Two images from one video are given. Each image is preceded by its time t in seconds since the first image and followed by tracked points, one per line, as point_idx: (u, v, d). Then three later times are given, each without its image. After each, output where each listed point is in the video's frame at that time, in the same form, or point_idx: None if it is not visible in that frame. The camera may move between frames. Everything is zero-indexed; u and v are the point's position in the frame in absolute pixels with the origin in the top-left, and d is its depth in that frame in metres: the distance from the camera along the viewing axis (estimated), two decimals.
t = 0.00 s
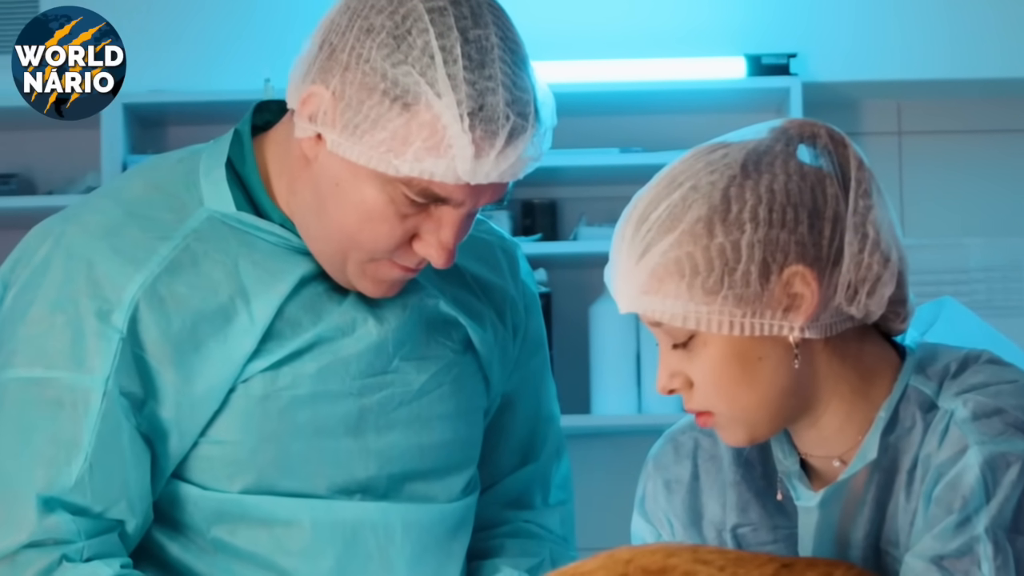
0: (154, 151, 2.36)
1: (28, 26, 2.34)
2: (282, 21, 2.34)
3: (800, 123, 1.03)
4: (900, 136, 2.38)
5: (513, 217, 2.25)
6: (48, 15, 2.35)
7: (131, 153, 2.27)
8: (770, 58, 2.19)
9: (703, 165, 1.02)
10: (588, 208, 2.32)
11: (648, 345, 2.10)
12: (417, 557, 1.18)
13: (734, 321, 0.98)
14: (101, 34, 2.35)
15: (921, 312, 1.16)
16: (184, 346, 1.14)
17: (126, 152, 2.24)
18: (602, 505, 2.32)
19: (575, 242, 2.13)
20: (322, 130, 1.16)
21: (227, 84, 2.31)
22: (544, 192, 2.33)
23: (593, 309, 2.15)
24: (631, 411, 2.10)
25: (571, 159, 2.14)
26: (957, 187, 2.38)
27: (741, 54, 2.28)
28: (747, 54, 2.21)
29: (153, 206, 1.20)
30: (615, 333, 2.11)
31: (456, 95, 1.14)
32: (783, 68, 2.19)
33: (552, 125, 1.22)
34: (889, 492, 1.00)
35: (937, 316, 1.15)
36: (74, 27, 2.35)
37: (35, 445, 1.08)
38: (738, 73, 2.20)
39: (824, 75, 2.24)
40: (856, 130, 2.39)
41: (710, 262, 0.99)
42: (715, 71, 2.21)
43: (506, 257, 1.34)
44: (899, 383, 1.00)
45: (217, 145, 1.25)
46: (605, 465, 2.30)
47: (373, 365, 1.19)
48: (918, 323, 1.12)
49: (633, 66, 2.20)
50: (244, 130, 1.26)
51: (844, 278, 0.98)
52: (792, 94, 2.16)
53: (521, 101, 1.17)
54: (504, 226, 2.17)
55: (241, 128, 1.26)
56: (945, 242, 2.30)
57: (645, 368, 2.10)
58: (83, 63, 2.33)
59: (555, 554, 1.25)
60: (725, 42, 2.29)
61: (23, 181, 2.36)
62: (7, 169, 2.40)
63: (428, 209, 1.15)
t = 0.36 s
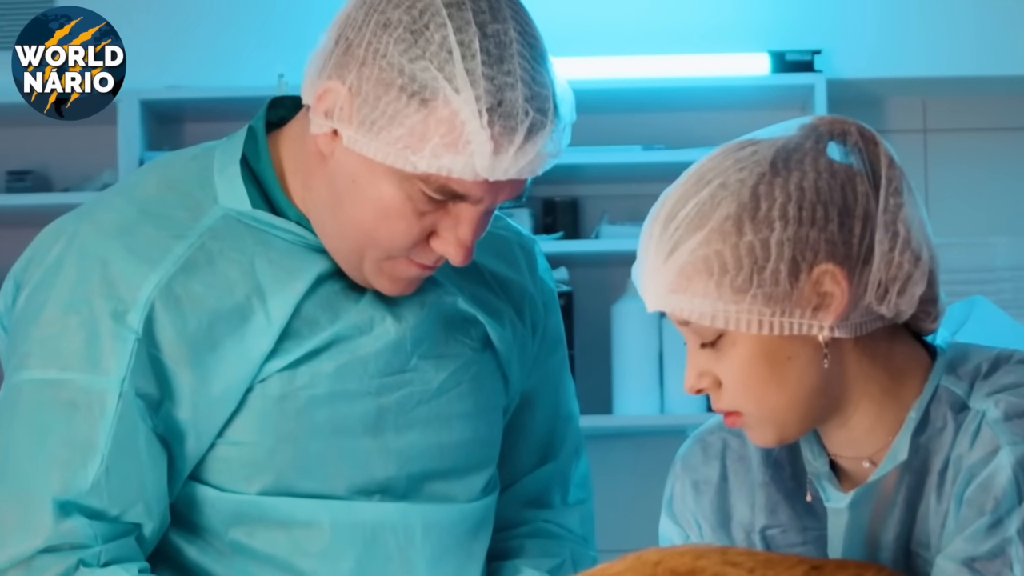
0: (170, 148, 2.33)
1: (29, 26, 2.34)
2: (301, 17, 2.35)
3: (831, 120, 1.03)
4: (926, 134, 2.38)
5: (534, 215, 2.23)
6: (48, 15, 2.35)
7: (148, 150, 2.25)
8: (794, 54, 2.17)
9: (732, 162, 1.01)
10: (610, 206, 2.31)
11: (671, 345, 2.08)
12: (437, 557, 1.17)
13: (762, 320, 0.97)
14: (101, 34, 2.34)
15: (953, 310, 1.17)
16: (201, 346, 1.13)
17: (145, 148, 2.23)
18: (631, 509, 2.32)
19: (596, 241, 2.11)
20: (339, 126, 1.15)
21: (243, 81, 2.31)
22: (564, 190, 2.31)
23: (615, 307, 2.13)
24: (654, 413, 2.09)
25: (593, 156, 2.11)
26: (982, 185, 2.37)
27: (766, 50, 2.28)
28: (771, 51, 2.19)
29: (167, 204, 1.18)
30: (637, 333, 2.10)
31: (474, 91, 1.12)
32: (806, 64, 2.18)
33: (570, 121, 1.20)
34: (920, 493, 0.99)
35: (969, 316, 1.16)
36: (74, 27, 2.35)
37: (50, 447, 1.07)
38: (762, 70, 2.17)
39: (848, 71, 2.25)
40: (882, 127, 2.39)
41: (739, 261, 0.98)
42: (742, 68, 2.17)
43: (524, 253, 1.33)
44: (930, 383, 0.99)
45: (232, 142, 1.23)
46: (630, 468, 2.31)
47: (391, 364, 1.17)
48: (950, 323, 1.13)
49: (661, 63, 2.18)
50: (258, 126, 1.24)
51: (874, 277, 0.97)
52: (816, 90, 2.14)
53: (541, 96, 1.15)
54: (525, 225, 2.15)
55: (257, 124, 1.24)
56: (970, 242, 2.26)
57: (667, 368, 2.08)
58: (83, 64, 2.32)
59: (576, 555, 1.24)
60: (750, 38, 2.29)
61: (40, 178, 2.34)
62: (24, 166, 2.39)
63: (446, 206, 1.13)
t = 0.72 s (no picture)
0: (186, 144, 2.42)
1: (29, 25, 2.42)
2: (312, 16, 2.36)
3: (863, 116, 1.04)
4: (952, 131, 2.46)
5: (556, 213, 2.31)
6: (48, 15, 2.43)
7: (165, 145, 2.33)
8: (819, 51, 2.25)
9: (762, 159, 1.03)
10: (632, 204, 2.40)
11: (695, 345, 2.17)
12: (458, 559, 1.15)
13: (792, 318, 0.99)
14: (101, 34, 2.37)
15: (985, 309, 1.18)
16: (217, 346, 1.11)
17: (161, 143, 2.29)
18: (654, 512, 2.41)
19: (620, 239, 2.16)
20: (357, 123, 1.13)
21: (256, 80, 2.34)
22: (587, 188, 2.40)
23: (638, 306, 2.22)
24: (676, 412, 2.17)
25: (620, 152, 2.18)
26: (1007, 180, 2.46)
27: (790, 47, 2.32)
28: (796, 47, 2.28)
29: (182, 201, 1.17)
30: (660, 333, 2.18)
31: (493, 88, 1.10)
32: (831, 60, 2.25)
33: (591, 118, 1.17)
34: (952, 495, 1.00)
35: (1001, 315, 1.16)
36: (75, 27, 2.41)
37: (63, 450, 1.06)
38: (787, 66, 2.27)
39: (874, 68, 2.29)
40: (908, 124, 2.47)
41: (768, 259, 1.00)
42: (765, 64, 2.28)
43: (545, 251, 1.31)
44: (962, 383, 1.00)
45: (249, 139, 1.21)
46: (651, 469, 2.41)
47: (411, 364, 1.15)
48: (980, 323, 1.14)
49: (690, 58, 2.28)
50: (276, 123, 1.23)
51: (906, 276, 0.99)
52: (841, 87, 2.22)
53: (561, 93, 1.12)
54: (547, 223, 2.22)
55: (273, 121, 1.22)
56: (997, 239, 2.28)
57: (690, 368, 2.18)
58: (83, 64, 2.39)
59: (598, 557, 1.23)
60: (775, 35, 2.33)
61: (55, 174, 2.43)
62: (40, 162, 2.49)
63: (464, 204, 1.11)
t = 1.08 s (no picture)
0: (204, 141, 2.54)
1: (30, 26, 2.57)
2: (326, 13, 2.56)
3: (896, 114, 1.07)
4: (978, 128, 2.58)
5: (580, 212, 2.43)
6: (48, 15, 2.58)
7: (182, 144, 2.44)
8: (844, 48, 2.37)
9: (795, 156, 1.07)
10: (654, 201, 2.52)
11: (719, 349, 2.31)
12: (481, 562, 1.14)
13: (825, 317, 1.03)
14: (100, 34, 2.56)
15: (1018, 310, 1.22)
16: (236, 348, 1.10)
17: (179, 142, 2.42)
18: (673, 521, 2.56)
19: (644, 238, 2.29)
20: (378, 122, 1.11)
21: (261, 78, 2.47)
22: (612, 186, 2.52)
23: (662, 306, 2.37)
24: (700, 412, 2.31)
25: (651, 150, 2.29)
26: None
27: (816, 43, 2.51)
28: (822, 44, 2.40)
29: (199, 199, 1.15)
30: (683, 331, 2.33)
31: (516, 87, 1.08)
32: (857, 56, 2.38)
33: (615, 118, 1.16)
34: (986, 497, 1.02)
35: None
36: (74, 27, 2.58)
37: (79, 453, 1.05)
38: (812, 63, 2.38)
39: (899, 64, 2.46)
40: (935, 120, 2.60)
41: (801, 258, 1.04)
42: (793, 60, 2.40)
43: (569, 250, 1.29)
44: (996, 384, 1.03)
45: (268, 136, 1.20)
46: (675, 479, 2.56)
47: (433, 365, 1.14)
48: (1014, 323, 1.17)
49: (721, 55, 2.38)
50: (296, 121, 1.21)
51: (939, 275, 1.02)
52: (867, 83, 2.34)
53: (585, 93, 1.10)
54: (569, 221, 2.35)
55: (292, 117, 1.21)
56: None
57: (714, 368, 2.31)
58: (83, 63, 2.54)
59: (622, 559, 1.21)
60: (803, 32, 2.51)
61: (71, 172, 2.55)
62: (56, 159, 2.61)
63: (486, 204, 1.10)
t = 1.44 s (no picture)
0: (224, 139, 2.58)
1: (30, 27, 2.62)
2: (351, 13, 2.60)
3: (931, 112, 1.09)
4: (1008, 126, 2.60)
5: (605, 210, 2.47)
6: (48, 15, 2.63)
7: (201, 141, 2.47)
8: (872, 45, 2.41)
9: (829, 154, 1.08)
10: (682, 199, 2.56)
11: (746, 350, 2.34)
12: (507, 564, 1.13)
13: (859, 317, 1.04)
14: (100, 34, 2.61)
15: None
16: (260, 349, 1.09)
17: (198, 140, 2.45)
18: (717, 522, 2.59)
19: (669, 236, 2.34)
20: (403, 120, 1.10)
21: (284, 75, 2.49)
22: (637, 184, 2.56)
23: (687, 305, 2.41)
24: (726, 413, 2.34)
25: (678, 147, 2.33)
26: None
27: (844, 39, 2.54)
28: (850, 41, 2.43)
29: (221, 198, 1.14)
30: (706, 331, 2.37)
31: (543, 86, 1.07)
32: (885, 53, 2.41)
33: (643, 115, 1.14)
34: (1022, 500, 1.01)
35: None
36: (74, 27, 2.63)
37: (101, 456, 1.04)
38: (841, 60, 2.41)
39: (926, 61, 2.49)
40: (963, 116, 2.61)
41: (835, 257, 1.05)
42: (821, 57, 2.43)
43: (595, 248, 1.27)
44: None
45: (291, 134, 1.18)
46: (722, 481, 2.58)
47: (458, 366, 1.12)
48: None
49: (748, 52, 2.42)
50: (320, 118, 1.20)
51: (974, 274, 1.04)
52: (896, 81, 2.36)
53: (613, 91, 1.09)
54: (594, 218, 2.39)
55: (315, 115, 1.19)
56: None
57: (741, 370, 2.34)
58: (83, 63, 2.59)
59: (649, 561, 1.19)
60: (831, 29, 2.55)
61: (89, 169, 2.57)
62: (73, 156, 2.63)
63: (513, 203, 1.08)
